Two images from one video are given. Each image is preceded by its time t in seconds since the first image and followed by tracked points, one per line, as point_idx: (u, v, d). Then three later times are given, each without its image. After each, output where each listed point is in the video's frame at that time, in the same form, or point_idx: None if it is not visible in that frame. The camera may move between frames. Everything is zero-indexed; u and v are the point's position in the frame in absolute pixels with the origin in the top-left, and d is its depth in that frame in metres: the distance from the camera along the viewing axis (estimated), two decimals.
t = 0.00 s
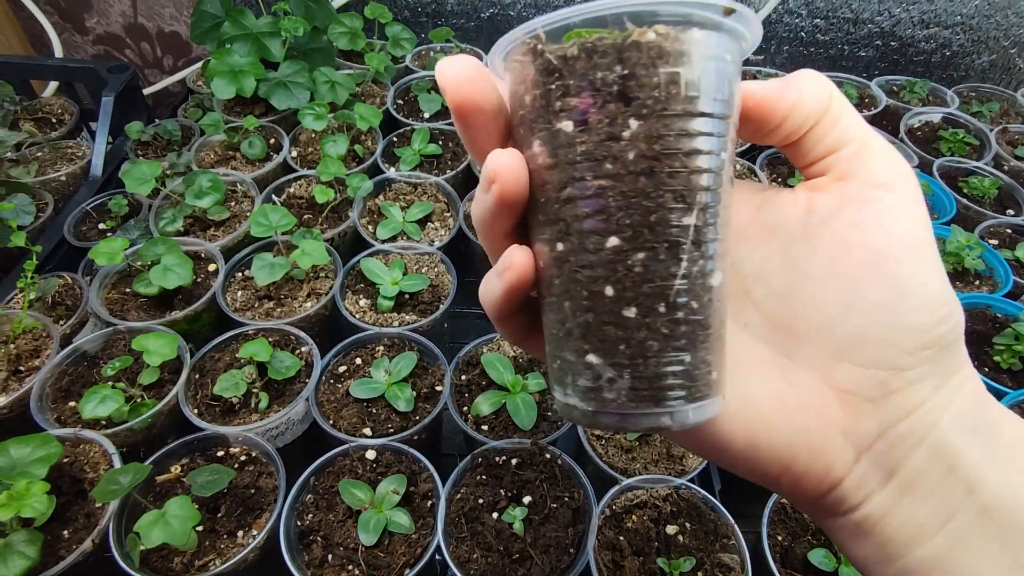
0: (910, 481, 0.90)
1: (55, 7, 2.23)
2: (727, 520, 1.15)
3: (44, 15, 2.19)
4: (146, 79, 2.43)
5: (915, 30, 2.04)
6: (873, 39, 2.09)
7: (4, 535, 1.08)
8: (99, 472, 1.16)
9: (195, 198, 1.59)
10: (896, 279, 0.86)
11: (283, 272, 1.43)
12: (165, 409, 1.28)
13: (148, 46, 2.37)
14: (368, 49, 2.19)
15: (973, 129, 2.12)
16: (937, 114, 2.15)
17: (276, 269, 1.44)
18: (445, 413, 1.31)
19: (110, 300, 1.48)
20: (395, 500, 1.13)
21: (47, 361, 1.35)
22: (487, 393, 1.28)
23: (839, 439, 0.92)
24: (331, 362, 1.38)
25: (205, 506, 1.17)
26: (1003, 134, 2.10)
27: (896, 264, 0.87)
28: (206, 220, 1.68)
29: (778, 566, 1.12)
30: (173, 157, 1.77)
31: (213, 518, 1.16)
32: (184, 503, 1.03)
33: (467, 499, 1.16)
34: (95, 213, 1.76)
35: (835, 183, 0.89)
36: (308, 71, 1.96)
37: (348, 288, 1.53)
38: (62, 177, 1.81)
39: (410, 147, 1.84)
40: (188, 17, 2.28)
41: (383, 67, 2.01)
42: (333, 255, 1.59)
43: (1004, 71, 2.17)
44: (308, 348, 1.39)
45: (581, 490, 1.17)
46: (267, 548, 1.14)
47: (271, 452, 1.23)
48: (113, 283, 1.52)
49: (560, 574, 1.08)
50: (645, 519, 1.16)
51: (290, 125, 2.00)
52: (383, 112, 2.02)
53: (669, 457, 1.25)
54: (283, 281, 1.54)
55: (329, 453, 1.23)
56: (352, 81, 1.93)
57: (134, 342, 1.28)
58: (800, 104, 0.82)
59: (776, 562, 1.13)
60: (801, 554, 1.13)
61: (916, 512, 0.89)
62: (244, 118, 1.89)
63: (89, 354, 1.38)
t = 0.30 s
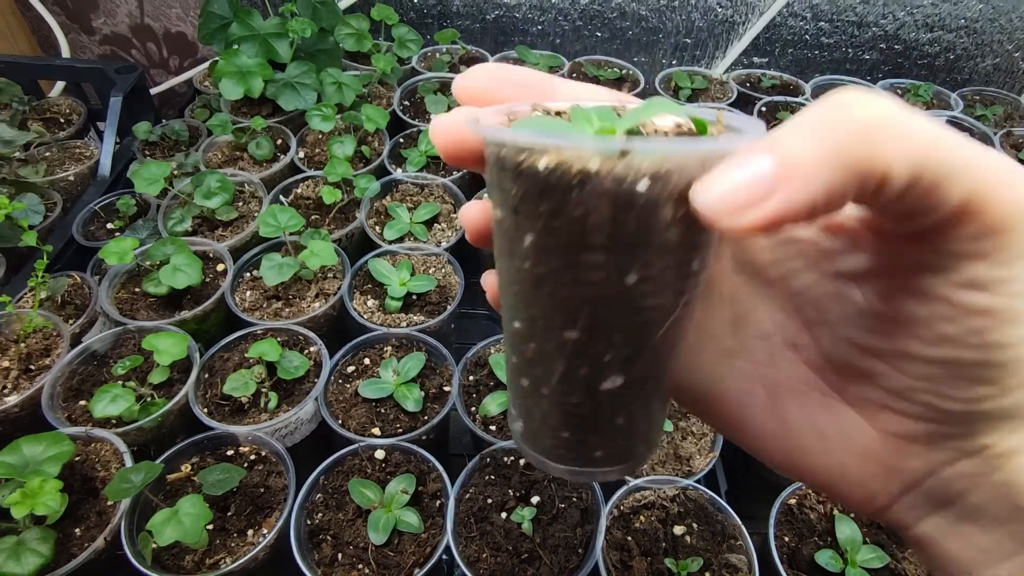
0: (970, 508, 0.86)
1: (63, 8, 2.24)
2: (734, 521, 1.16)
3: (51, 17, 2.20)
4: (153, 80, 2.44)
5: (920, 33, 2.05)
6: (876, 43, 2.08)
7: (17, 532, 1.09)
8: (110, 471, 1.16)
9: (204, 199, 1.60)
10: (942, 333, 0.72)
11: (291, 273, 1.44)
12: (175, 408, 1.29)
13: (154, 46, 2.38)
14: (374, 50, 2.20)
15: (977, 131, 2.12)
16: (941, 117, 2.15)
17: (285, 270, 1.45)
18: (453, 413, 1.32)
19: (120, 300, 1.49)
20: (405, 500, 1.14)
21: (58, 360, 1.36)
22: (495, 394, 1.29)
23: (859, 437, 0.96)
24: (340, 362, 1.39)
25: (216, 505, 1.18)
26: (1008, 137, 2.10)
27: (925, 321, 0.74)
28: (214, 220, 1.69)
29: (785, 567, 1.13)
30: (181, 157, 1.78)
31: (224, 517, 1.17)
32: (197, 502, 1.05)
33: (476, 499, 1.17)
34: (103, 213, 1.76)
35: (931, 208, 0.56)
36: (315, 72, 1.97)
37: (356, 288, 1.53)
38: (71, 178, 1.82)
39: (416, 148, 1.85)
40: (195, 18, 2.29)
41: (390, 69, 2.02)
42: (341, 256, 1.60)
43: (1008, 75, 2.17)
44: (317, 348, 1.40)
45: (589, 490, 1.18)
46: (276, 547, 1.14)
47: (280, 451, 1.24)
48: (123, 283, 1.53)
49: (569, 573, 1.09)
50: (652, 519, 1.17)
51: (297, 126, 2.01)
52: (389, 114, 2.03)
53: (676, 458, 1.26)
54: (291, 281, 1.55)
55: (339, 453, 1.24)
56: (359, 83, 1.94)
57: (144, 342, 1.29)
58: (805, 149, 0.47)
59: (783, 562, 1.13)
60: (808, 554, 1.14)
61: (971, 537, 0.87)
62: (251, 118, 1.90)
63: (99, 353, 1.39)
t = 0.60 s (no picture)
0: None
1: (69, 7, 2.24)
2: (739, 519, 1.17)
3: (58, 16, 2.21)
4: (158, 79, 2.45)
5: (923, 36, 2.06)
6: (880, 45, 2.11)
7: (29, 528, 1.10)
8: (120, 468, 1.18)
9: (211, 199, 1.61)
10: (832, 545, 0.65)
11: (299, 272, 1.45)
12: (184, 406, 1.30)
13: (160, 46, 2.39)
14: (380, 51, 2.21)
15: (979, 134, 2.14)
16: (943, 120, 2.17)
17: (292, 269, 1.46)
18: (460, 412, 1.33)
19: (128, 299, 1.50)
20: (412, 498, 1.15)
21: (67, 358, 1.37)
22: (500, 393, 1.28)
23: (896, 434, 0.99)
24: (347, 361, 1.40)
25: (225, 503, 1.19)
26: (1011, 140, 2.11)
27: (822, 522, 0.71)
28: (221, 220, 1.70)
29: (789, 565, 1.14)
30: (188, 157, 1.79)
31: (232, 514, 1.18)
32: (207, 499, 1.06)
33: (483, 497, 1.18)
34: (110, 212, 1.78)
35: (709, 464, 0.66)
36: (321, 72, 1.98)
37: (363, 288, 1.55)
38: (78, 177, 1.84)
39: (422, 149, 1.85)
40: (201, 18, 2.30)
41: (395, 70, 2.03)
42: (348, 256, 1.61)
43: (1012, 77, 2.18)
44: (324, 347, 1.41)
45: (594, 489, 1.19)
46: (284, 544, 1.15)
47: (288, 449, 1.25)
48: (131, 282, 1.54)
49: (575, 571, 1.10)
50: (657, 518, 1.18)
51: (303, 126, 2.02)
52: (395, 115, 2.04)
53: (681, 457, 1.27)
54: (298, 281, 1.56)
55: (346, 450, 1.25)
56: (365, 83, 1.95)
57: (153, 340, 1.30)
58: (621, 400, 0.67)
59: (787, 561, 1.14)
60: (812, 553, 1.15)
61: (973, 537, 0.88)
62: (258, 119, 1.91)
63: (108, 352, 1.40)
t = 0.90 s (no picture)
0: None
1: (69, 4, 2.24)
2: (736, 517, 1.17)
3: (59, 15, 2.21)
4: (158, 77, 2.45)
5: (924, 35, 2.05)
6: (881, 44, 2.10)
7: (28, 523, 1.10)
8: (120, 465, 1.18)
9: (211, 196, 1.61)
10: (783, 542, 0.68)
11: (298, 270, 1.45)
12: (183, 403, 1.30)
13: (160, 44, 2.39)
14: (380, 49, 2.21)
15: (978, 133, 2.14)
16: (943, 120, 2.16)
17: (292, 267, 1.46)
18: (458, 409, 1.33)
19: (128, 296, 1.51)
20: (411, 495, 1.15)
21: (67, 354, 1.37)
22: (500, 390, 1.28)
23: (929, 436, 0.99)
24: (346, 358, 1.40)
25: (224, 499, 1.19)
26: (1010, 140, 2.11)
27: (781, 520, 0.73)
28: (221, 217, 1.70)
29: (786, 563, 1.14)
30: (189, 155, 1.79)
31: (232, 511, 1.18)
32: (206, 495, 1.06)
33: (481, 494, 1.18)
34: (111, 210, 1.78)
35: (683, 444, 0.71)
36: (322, 70, 1.98)
37: (362, 286, 1.55)
38: (78, 174, 1.84)
39: (422, 147, 1.85)
40: (201, 16, 2.30)
41: (396, 68, 2.03)
42: (347, 254, 1.61)
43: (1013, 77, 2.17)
44: (323, 344, 1.41)
45: (593, 486, 1.19)
46: (283, 541, 1.16)
47: (287, 446, 1.25)
48: (131, 279, 1.54)
49: (573, 568, 1.10)
50: (656, 515, 1.18)
51: (303, 124, 2.02)
52: (395, 113, 2.04)
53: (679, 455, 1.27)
54: (297, 278, 1.56)
55: (344, 448, 1.25)
56: (365, 81, 1.94)
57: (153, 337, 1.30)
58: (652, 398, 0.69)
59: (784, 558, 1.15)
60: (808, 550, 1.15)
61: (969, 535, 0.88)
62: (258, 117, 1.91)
63: (108, 349, 1.40)
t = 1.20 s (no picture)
0: None
1: None
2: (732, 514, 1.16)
3: (55, 10, 2.20)
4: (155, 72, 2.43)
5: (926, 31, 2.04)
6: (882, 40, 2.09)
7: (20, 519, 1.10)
8: (113, 461, 1.17)
9: (207, 191, 1.60)
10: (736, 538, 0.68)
11: (294, 266, 1.44)
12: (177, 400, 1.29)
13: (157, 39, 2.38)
14: (377, 44, 2.20)
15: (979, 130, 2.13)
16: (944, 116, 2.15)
17: (287, 262, 1.45)
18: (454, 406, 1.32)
19: (122, 291, 1.50)
20: (405, 492, 1.14)
21: (60, 350, 1.37)
22: (496, 387, 1.27)
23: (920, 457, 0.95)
24: (341, 355, 1.39)
25: (217, 496, 1.18)
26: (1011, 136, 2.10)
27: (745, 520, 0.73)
28: (216, 213, 1.69)
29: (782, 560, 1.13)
30: (184, 150, 1.78)
31: (225, 507, 1.17)
32: (199, 491, 1.05)
33: (477, 491, 1.18)
34: (106, 205, 1.77)
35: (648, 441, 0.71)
36: (318, 66, 1.97)
37: (358, 282, 1.54)
38: (73, 170, 1.83)
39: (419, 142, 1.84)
40: (198, 11, 2.29)
41: (393, 63, 2.02)
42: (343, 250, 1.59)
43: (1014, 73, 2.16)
44: (318, 340, 1.41)
45: (589, 483, 1.18)
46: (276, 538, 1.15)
47: (281, 443, 1.24)
48: (125, 274, 1.53)
49: (568, 566, 1.10)
50: (652, 513, 1.17)
51: (299, 120, 2.01)
52: (392, 108, 2.03)
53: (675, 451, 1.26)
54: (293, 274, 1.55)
55: (339, 444, 1.24)
56: (362, 77, 1.93)
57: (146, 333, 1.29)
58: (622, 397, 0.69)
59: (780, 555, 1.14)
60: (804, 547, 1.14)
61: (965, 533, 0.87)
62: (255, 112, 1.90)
63: (101, 344, 1.39)
